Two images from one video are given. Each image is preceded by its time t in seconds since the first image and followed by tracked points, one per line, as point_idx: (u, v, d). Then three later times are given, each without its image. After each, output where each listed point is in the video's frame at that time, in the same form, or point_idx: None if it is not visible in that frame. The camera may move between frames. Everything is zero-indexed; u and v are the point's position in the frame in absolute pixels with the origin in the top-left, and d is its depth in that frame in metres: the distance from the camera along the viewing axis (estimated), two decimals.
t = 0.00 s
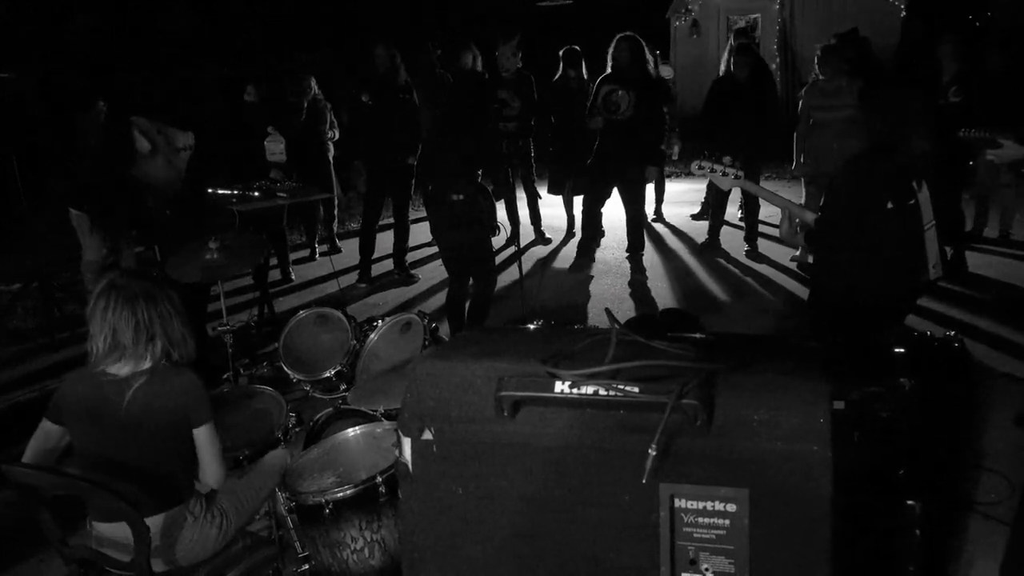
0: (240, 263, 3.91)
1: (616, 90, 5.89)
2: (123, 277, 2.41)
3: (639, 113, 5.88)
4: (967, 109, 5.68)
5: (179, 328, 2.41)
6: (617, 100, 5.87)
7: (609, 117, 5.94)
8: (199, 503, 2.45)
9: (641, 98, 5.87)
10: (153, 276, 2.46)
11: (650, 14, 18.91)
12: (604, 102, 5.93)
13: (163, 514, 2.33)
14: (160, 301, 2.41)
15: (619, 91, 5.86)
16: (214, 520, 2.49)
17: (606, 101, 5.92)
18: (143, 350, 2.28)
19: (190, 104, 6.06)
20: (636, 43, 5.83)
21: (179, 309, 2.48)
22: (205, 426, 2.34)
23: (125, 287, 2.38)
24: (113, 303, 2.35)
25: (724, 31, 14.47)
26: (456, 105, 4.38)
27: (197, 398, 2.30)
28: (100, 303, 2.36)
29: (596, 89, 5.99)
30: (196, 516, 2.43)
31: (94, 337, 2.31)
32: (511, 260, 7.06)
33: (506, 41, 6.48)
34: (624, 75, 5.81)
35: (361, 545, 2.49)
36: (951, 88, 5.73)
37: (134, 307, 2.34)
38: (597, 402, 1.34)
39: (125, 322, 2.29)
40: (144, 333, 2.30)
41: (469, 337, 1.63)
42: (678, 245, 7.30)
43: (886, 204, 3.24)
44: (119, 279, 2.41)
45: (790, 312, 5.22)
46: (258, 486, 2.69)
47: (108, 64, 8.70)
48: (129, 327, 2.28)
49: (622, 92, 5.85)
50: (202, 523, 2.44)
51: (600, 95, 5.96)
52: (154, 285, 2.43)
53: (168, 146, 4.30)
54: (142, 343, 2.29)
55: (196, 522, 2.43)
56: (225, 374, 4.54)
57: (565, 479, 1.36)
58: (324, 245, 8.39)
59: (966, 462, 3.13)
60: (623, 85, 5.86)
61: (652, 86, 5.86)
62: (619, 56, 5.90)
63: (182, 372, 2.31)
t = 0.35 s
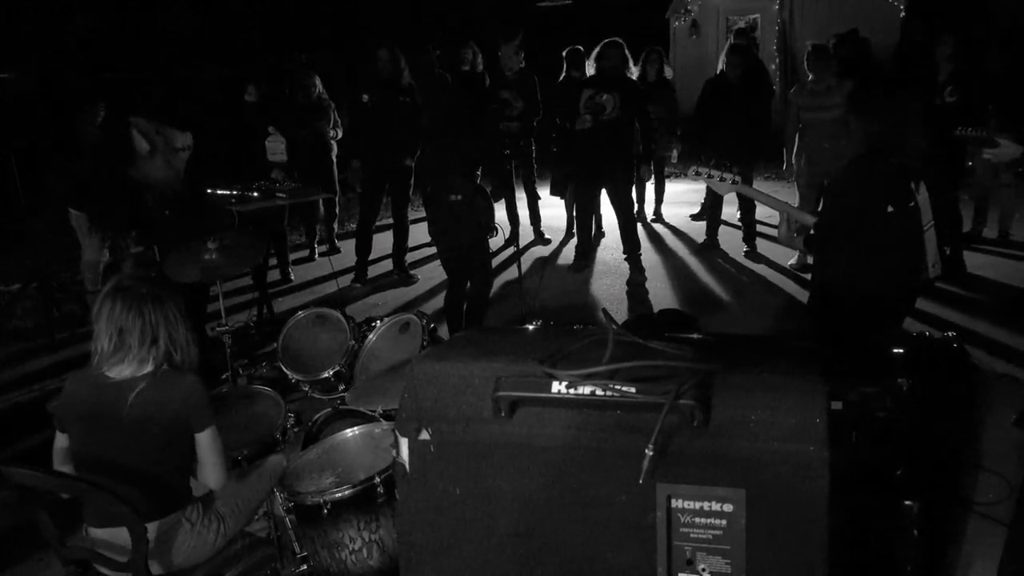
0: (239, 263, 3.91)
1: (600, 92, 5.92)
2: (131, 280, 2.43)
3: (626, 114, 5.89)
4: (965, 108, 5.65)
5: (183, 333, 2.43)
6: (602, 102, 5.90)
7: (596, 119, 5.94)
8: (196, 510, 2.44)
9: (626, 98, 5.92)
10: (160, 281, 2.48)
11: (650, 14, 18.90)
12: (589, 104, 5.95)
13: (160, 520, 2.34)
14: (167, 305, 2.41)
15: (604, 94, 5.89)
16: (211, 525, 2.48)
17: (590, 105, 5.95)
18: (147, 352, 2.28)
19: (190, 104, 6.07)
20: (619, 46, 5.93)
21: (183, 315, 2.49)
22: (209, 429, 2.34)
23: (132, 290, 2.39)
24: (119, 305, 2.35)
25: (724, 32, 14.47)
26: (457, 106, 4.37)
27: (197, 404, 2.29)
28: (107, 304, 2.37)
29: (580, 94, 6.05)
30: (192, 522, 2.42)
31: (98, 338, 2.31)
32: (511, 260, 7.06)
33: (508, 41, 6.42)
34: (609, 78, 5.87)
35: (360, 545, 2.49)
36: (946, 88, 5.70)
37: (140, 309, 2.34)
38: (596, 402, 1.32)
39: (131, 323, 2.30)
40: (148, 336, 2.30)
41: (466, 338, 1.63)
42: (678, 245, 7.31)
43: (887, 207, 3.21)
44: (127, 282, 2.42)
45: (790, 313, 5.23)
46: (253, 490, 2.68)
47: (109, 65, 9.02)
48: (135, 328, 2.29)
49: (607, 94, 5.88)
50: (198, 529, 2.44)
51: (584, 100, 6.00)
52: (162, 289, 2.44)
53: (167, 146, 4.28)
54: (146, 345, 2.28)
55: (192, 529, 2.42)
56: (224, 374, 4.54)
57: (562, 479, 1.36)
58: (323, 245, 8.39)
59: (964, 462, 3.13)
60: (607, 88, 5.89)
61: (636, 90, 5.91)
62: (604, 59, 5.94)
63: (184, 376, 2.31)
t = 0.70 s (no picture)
0: (240, 263, 3.91)
1: (583, 96, 5.95)
2: (121, 281, 2.42)
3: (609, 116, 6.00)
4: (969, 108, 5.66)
5: (175, 333, 2.40)
6: (586, 104, 5.93)
7: (580, 122, 6.01)
8: (194, 509, 2.44)
9: (609, 101, 5.97)
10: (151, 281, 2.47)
11: (650, 14, 18.88)
12: (573, 109, 5.99)
13: (159, 520, 2.35)
14: (158, 305, 2.40)
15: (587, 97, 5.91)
16: (209, 523, 2.47)
17: (574, 108, 5.98)
18: (139, 354, 2.27)
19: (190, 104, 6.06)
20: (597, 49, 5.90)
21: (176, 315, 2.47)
22: (204, 429, 2.34)
23: (122, 291, 2.38)
24: (110, 305, 2.34)
25: (724, 32, 14.47)
26: (457, 105, 4.37)
27: (192, 403, 2.30)
28: (98, 305, 2.35)
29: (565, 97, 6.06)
30: (191, 521, 2.42)
31: (89, 340, 2.29)
32: (511, 260, 7.07)
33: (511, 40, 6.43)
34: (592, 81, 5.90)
35: (360, 546, 2.48)
36: (952, 87, 5.72)
37: (131, 310, 2.33)
38: (596, 403, 1.33)
39: (122, 324, 2.29)
40: (140, 338, 2.29)
41: (466, 339, 1.63)
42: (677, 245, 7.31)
43: (884, 210, 3.19)
44: (117, 283, 2.40)
45: (789, 313, 5.23)
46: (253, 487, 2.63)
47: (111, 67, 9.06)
48: (126, 329, 2.28)
49: (590, 96, 5.91)
50: (197, 528, 2.42)
51: (569, 103, 6.01)
52: (153, 290, 2.43)
53: (167, 146, 4.29)
54: (138, 347, 2.28)
55: (190, 528, 2.41)
56: (224, 374, 4.54)
57: (562, 480, 1.36)
58: (323, 245, 8.40)
59: (964, 462, 3.13)
60: (590, 91, 5.92)
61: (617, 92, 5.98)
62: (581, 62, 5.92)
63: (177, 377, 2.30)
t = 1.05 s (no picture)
0: (240, 263, 3.89)
1: (574, 94, 5.98)
2: (118, 281, 2.40)
3: (602, 113, 6.01)
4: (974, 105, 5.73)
5: (173, 331, 2.41)
6: (577, 101, 5.95)
7: (573, 120, 6.00)
8: (196, 509, 2.44)
9: (602, 100, 6.02)
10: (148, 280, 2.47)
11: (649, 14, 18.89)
12: (565, 107, 6.00)
13: (160, 519, 2.34)
14: (156, 305, 2.40)
15: (577, 94, 5.95)
16: (212, 524, 2.48)
17: (566, 108, 6.00)
18: (141, 353, 2.27)
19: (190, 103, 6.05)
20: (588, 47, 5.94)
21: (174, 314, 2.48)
22: (206, 426, 2.32)
23: (120, 292, 2.37)
24: (109, 306, 2.33)
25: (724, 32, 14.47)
26: (457, 105, 4.38)
27: (195, 398, 2.29)
28: (96, 307, 2.34)
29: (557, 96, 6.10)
30: (193, 520, 2.42)
31: (88, 341, 2.27)
32: (511, 260, 7.07)
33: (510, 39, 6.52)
34: (581, 78, 5.93)
35: (360, 545, 2.48)
36: (957, 85, 5.78)
37: (131, 310, 2.33)
38: (598, 402, 1.33)
39: (123, 324, 2.28)
40: (141, 337, 2.29)
41: (467, 338, 1.63)
42: (677, 245, 7.30)
43: (875, 212, 3.20)
44: (115, 284, 2.39)
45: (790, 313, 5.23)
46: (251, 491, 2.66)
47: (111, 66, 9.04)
48: (127, 329, 2.27)
49: (580, 94, 5.94)
50: (199, 527, 2.43)
51: (560, 103, 6.05)
52: (150, 289, 2.43)
53: (166, 146, 4.25)
54: (140, 347, 2.27)
55: (192, 526, 2.42)
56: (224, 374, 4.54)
57: (563, 480, 1.36)
58: (323, 245, 8.39)
59: (965, 462, 3.13)
60: (580, 88, 5.95)
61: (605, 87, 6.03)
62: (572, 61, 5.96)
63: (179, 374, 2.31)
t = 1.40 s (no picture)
0: (239, 262, 3.90)
1: (573, 94, 6.01)
2: (131, 277, 2.41)
3: (599, 112, 6.00)
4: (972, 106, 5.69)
5: (184, 329, 2.40)
6: (575, 102, 6.00)
7: (573, 120, 6.07)
8: (195, 510, 2.44)
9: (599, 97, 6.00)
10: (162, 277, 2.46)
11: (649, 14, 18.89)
12: (565, 107, 6.07)
13: (159, 520, 2.34)
14: (168, 302, 2.39)
15: (575, 94, 5.98)
16: (210, 525, 2.48)
17: (565, 107, 6.05)
18: (149, 351, 2.27)
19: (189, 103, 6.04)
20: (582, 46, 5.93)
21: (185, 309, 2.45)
22: (213, 424, 2.31)
23: (133, 288, 2.37)
24: (120, 303, 2.34)
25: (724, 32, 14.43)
26: (457, 105, 4.38)
27: (203, 400, 2.27)
28: (107, 302, 2.35)
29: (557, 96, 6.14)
30: (192, 521, 2.42)
31: (99, 337, 2.30)
32: (511, 260, 7.07)
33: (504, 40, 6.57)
34: (578, 78, 5.94)
35: (359, 546, 2.48)
36: (954, 86, 5.75)
37: (141, 307, 2.33)
38: (597, 402, 1.33)
39: (132, 321, 2.29)
40: (149, 335, 2.29)
41: (467, 338, 1.63)
42: (677, 245, 7.31)
43: (867, 216, 3.19)
44: (127, 280, 2.40)
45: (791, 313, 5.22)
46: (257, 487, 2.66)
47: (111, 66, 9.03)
48: (136, 326, 2.28)
49: (578, 94, 5.97)
50: (197, 529, 2.43)
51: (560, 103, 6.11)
52: (164, 286, 2.42)
53: (166, 146, 4.24)
54: (148, 345, 2.28)
55: (191, 528, 2.42)
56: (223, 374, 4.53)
57: (563, 480, 1.36)
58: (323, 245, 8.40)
59: (965, 462, 3.13)
60: (579, 88, 5.97)
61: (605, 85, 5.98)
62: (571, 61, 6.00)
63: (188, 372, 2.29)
